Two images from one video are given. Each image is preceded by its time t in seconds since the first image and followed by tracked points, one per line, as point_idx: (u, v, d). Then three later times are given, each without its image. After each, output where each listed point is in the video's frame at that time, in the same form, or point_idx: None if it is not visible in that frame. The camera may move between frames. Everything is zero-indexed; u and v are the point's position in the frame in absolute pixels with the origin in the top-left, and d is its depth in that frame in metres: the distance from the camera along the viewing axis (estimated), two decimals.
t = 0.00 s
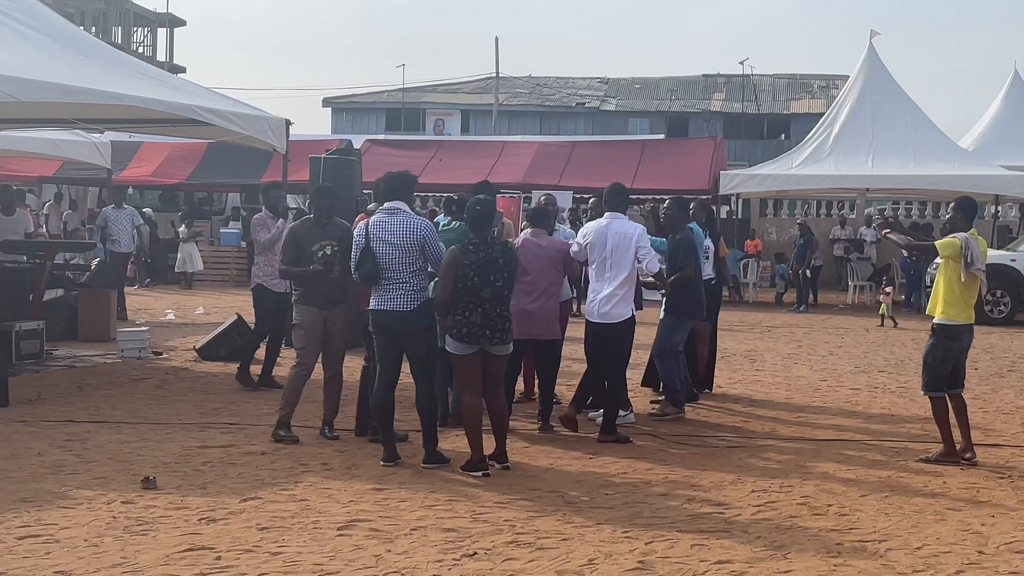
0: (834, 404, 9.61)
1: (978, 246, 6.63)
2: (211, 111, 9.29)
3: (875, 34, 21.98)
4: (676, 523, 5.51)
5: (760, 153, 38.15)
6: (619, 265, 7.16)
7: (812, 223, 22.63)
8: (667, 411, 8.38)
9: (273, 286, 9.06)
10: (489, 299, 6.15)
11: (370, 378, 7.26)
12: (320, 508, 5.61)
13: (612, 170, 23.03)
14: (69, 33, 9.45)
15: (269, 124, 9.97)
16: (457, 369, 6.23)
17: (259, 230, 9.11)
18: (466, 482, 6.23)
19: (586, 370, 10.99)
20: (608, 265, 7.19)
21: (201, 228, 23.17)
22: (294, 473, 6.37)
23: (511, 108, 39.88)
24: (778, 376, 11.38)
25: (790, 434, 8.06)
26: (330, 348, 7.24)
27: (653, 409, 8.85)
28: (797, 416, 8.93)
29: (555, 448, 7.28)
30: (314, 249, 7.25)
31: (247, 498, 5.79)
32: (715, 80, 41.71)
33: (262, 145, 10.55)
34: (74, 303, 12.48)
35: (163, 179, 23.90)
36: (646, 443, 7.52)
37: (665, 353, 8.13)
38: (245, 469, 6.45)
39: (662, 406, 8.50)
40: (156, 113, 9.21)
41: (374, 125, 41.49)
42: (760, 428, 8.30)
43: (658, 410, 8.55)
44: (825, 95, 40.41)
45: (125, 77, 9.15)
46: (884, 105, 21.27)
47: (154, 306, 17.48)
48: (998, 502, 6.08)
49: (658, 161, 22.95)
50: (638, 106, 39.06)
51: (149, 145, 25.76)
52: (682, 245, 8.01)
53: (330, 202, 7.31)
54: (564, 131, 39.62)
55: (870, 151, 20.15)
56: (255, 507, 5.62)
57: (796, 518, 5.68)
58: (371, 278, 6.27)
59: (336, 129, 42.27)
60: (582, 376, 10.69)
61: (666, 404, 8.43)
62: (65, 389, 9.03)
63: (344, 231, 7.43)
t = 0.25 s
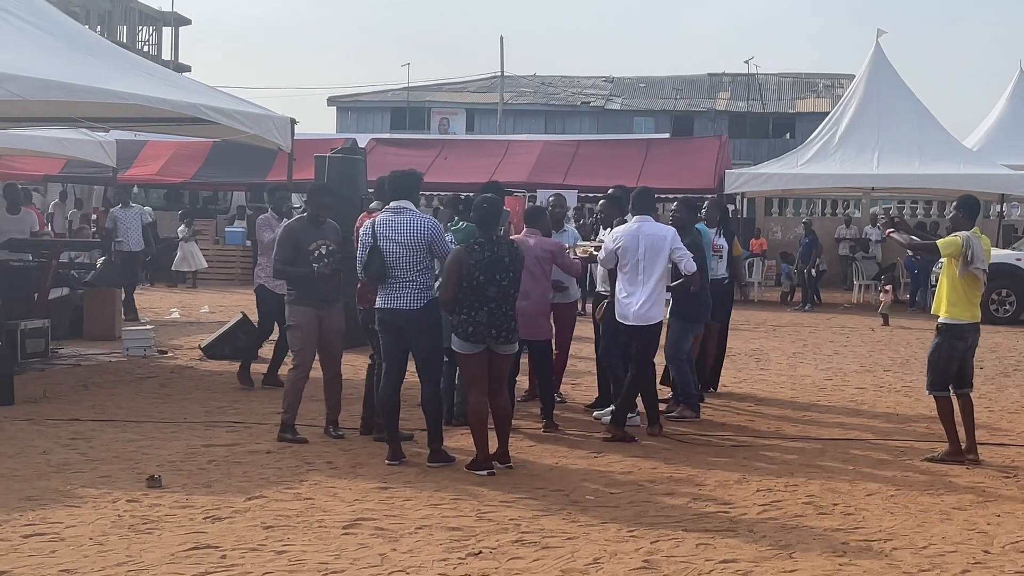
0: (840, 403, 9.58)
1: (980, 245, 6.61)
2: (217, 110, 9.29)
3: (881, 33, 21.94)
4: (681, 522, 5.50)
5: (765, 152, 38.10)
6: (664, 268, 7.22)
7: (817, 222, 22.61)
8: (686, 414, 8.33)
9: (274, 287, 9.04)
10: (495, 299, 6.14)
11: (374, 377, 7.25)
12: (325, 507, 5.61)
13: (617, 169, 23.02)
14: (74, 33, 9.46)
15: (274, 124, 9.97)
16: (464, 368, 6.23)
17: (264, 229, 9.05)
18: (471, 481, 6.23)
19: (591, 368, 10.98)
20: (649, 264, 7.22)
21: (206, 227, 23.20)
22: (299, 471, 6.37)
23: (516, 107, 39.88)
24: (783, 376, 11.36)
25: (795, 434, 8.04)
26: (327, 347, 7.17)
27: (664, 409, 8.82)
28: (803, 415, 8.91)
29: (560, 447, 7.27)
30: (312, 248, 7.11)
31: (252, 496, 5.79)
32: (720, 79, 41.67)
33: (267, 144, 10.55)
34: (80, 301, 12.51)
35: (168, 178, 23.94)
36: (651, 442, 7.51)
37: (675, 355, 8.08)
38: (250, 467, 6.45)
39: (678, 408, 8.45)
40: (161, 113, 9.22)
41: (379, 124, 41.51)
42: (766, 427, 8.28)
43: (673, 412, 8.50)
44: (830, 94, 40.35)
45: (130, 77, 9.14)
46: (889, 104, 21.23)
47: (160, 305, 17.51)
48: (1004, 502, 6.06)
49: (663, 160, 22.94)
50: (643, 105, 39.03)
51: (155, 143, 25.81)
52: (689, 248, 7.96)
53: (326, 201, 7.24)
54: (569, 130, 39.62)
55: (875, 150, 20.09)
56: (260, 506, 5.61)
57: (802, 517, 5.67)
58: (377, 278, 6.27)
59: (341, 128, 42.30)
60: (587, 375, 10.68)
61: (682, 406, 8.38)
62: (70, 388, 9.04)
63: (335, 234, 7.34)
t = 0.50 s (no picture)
0: (844, 403, 9.56)
1: (986, 244, 6.60)
2: (221, 109, 9.29)
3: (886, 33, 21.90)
4: (685, 522, 5.49)
5: (769, 152, 38.04)
6: (704, 273, 7.35)
7: (822, 221, 22.57)
8: (692, 414, 8.32)
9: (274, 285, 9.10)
10: (501, 298, 6.13)
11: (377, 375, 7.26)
12: (329, 506, 5.61)
13: (622, 168, 23.01)
14: (79, 32, 9.46)
15: (279, 123, 9.98)
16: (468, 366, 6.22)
17: (265, 225, 9.12)
18: (475, 481, 6.22)
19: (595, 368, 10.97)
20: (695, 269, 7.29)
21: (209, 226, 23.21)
22: (303, 471, 6.37)
23: (520, 106, 39.86)
24: (787, 375, 11.33)
25: (799, 433, 8.02)
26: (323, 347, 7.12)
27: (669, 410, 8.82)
28: (807, 415, 8.90)
29: (564, 447, 7.27)
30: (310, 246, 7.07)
31: (256, 496, 5.79)
32: (724, 79, 41.62)
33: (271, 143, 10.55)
34: (85, 300, 12.52)
35: (172, 177, 23.96)
36: (655, 442, 7.50)
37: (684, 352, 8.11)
38: (255, 467, 6.45)
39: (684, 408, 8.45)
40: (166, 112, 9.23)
41: (383, 124, 41.51)
42: (770, 427, 8.26)
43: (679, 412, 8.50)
44: (835, 93, 40.30)
45: (135, 76, 9.16)
46: (893, 104, 21.20)
47: (164, 304, 17.52)
48: (1009, 502, 6.05)
49: (667, 159, 22.92)
50: (647, 105, 39.00)
51: (159, 143, 25.84)
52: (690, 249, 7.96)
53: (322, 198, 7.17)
54: (573, 129, 39.60)
55: (880, 150, 20.05)
56: (264, 505, 5.61)
57: (806, 517, 5.65)
58: (382, 277, 6.26)
59: (345, 127, 42.31)
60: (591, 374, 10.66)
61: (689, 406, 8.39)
62: (75, 387, 9.05)
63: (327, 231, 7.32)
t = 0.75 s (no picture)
0: (848, 403, 9.55)
1: (994, 245, 6.59)
2: (225, 108, 9.29)
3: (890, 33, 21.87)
4: (690, 522, 5.48)
5: (773, 152, 38.00)
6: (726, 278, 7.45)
7: (825, 221, 22.53)
8: (695, 414, 8.37)
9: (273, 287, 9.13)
10: (509, 298, 6.12)
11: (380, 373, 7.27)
12: (334, 506, 5.60)
13: (625, 168, 22.99)
14: (83, 32, 9.47)
15: (283, 123, 9.98)
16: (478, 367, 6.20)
17: (265, 230, 8.99)
18: (478, 480, 6.22)
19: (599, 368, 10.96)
20: (726, 277, 7.46)
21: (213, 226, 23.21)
22: (307, 470, 6.36)
23: (524, 106, 39.85)
24: (791, 375, 11.32)
25: (802, 433, 8.01)
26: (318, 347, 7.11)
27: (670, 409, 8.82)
28: (811, 415, 8.89)
29: (568, 446, 7.26)
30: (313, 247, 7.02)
31: (260, 495, 5.79)
32: (728, 79, 41.58)
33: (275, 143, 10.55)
34: (88, 300, 12.54)
35: (175, 176, 23.97)
36: (659, 442, 7.49)
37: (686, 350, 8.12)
38: (258, 466, 6.45)
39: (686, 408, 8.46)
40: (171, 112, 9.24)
41: (387, 123, 41.51)
42: (774, 427, 8.25)
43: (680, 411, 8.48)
44: (839, 93, 40.25)
45: (139, 76, 9.15)
46: (897, 104, 21.17)
47: (168, 303, 17.52)
48: (1013, 502, 6.04)
49: (670, 159, 22.89)
50: (651, 104, 38.98)
51: (163, 142, 25.85)
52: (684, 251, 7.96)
53: (321, 197, 7.11)
54: (577, 129, 39.58)
55: (883, 150, 20.01)
56: (268, 505, 5.61)
57: (810, 517, 5.64)
58: (388, 276, 6.25)
59: (349, 127, 42.30)
60: (594, 374, 10.66)
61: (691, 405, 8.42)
62: (78, 387, 9.06)
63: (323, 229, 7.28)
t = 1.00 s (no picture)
0: (851, 404, 9.53)
1: (1001, 245, 6.56)
2: (228, 108, 9.30)
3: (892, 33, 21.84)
4: (693, 523, 5.47)
5: (776, 152, 37.96)
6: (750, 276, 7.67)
7: (829, 221, 22.49)
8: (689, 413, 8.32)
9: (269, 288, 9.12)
10: (522, 298, 6.10)
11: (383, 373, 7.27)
12: (336, 507, 5.60)
13: (628, 168, 22.97)
14: (86, 32, 9.47)
15: (286, 123, 9.98)
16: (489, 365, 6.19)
17: (260, 228, 8.93)
18: (481, 481, 6.21)
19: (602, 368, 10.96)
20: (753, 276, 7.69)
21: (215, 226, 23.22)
22: (310, 471, 6.36)
23: (527, 106, 39.85)
24: (794, 375, 11.30)
25: (806, 434, 8.00)
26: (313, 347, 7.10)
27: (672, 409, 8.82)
28: (814, 415, 8.87)
29: (570, 447, 7.25)
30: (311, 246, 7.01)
31: (263, 496, 5.78)
32: (731, 79, 41.55)
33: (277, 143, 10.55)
34: (91, 300, 12.54)
35: (178, 176, 23.98)
36: (663, 442, 7.48)
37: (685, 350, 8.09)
38: (261, 466, 6.44)
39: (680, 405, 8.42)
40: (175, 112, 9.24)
41: (390, 123, 41.51)
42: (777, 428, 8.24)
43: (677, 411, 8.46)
44: (842, 93, 40.22)
45: (142, 77, 9.15)
46: (900, 104, 21.14)
47: (171, 304, 17.52)
48: (1017, 502, 6.02)
49: (673, 159, 22.88)
50: (654, 104, 38.96)
51: (167, 142, 25.87)
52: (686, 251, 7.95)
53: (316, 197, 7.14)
54: (580, 129, 39.56)
55: (886, 150, 19.99)
56: (271, 505, 5.61)
57: (814, 518, 5.63)
58: (392, 277, 6.23)
59: (352, 127, 42.29)
60: (597, 374, 10.65)
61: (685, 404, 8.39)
62: (82, 387, 9.06)
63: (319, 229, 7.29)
